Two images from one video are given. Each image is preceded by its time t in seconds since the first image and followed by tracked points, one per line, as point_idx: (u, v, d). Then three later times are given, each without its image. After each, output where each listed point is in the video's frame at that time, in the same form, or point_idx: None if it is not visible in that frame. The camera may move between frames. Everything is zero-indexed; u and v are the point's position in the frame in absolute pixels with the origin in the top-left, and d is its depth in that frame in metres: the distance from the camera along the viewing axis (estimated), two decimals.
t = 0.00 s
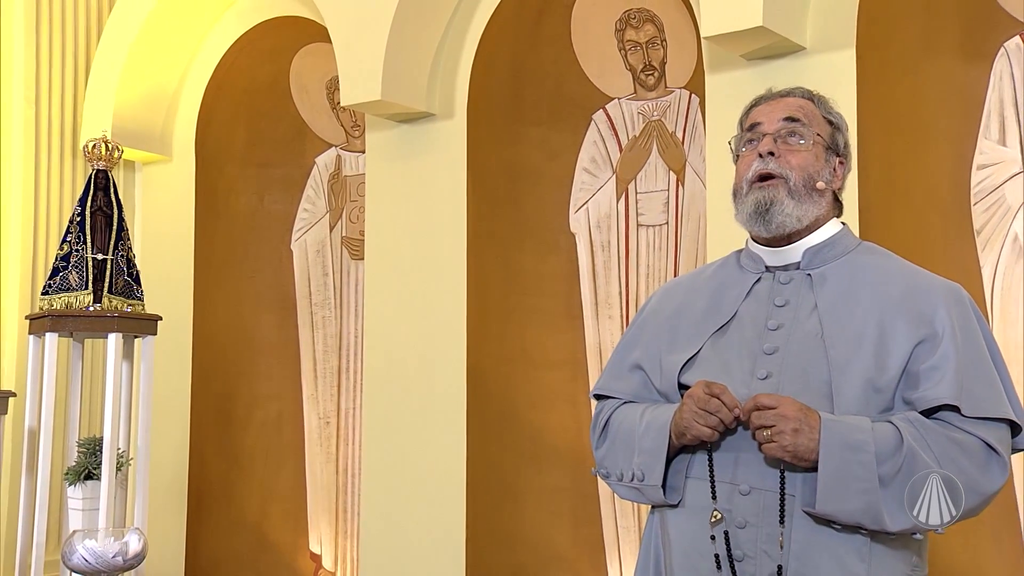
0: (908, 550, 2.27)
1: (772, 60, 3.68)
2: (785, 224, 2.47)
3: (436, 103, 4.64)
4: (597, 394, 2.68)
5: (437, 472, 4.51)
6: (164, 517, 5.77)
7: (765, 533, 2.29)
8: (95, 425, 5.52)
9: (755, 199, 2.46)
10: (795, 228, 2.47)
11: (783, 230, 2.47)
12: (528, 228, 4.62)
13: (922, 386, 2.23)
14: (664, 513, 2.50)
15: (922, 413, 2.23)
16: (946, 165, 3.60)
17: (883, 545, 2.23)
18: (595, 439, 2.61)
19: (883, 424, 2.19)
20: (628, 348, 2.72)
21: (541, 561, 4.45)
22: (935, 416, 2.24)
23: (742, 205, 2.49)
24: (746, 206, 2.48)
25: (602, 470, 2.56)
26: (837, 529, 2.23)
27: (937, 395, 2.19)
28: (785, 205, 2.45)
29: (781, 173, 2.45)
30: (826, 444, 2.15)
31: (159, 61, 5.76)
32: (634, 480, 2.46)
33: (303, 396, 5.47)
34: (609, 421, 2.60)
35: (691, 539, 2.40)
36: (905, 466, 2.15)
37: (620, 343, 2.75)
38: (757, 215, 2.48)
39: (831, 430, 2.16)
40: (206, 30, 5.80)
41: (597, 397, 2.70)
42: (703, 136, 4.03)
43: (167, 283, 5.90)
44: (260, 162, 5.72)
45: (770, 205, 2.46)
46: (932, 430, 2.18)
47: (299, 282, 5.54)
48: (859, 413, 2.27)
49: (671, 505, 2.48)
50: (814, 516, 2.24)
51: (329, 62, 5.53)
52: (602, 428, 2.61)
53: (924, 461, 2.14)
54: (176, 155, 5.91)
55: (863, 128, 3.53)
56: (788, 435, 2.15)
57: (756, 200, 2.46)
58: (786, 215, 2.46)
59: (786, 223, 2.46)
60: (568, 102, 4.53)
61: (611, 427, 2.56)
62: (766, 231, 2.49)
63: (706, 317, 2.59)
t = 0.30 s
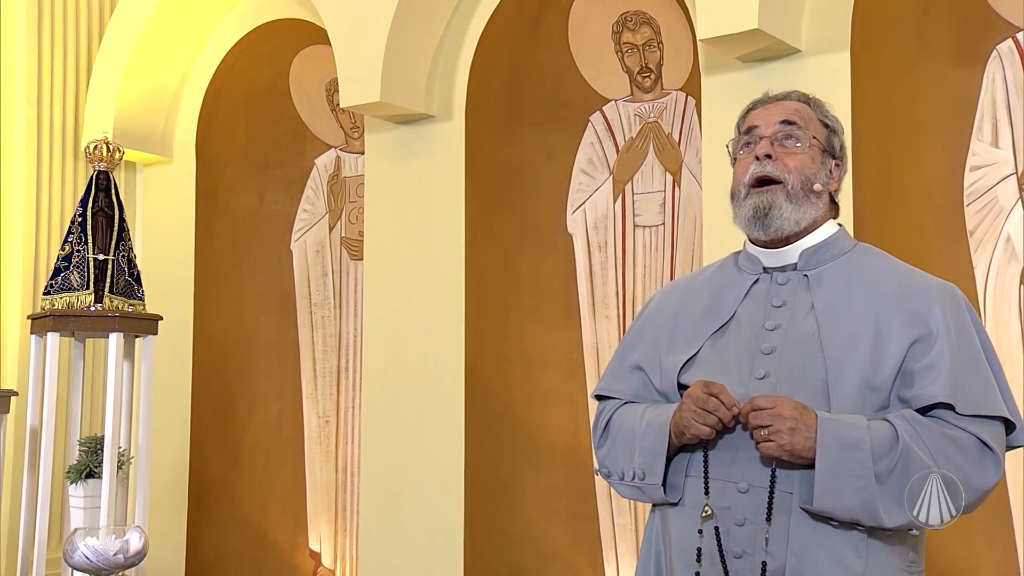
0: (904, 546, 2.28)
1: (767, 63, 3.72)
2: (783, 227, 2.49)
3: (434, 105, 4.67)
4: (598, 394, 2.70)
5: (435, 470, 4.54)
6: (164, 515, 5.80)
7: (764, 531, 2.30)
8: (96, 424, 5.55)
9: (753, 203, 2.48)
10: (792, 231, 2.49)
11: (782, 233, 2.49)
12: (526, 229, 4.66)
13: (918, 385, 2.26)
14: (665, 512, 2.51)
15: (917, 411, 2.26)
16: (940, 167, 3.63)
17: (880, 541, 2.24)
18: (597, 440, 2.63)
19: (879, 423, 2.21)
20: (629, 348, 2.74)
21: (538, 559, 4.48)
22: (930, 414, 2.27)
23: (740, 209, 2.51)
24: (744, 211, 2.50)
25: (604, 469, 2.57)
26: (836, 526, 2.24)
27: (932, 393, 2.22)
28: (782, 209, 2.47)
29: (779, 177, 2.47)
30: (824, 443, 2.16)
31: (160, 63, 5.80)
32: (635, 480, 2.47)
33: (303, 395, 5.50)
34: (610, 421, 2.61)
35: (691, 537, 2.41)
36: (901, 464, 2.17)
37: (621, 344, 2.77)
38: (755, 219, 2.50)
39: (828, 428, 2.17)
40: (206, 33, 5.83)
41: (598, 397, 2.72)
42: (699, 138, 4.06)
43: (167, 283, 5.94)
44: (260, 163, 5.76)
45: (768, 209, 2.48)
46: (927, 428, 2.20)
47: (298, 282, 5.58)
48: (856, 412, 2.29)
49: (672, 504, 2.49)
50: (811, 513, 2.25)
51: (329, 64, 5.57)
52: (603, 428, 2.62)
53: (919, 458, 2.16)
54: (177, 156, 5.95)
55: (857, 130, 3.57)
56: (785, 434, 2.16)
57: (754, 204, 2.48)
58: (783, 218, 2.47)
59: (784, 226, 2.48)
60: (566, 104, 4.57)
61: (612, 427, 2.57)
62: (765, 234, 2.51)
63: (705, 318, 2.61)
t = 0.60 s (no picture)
0: (902, 543, 2.30)
1: (764, 64, 3.75)
2: (778, 227, 2.51)
3: (433, 107, 4.71)
4: (601, 397, 2.73)
5: (435, 469, 4.58)
6: (166, 513, 5.84)
7: (764, 530, 2.33)
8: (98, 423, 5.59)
9: (747, 206, 2.51)
10: (786, 231, 2.51)
11: (776, 233, 2.52)
12: (525, 229, 4.69)
13: (913, 383, 2.28)
14: (667, 512, 2.54)
15: (913, 409, 2.28)
16: (934, 168, 3.67)
17: (878, 538, 2.26)
18: (601, 442, 2.66)
19: (875, 422, 2.23)
20: (630, 350, 2.76)
21: (537, 557, 4.51)
22: (926, 412, 2.29)
23: (735, 212, 2.54)
24: (739, 214, 2.53)
25: (607, 470, 2.60)
26: (835, 524, 2.26)
27: (928, 391, 2.24)
28: (776, 210, 2.49)
29: (772, 180, 2.49)
30: (820, 443, 2.19)
31: (162, 64, 5.83)
32: (638, 481, 2.50)
33: (303, 394, 5.53)
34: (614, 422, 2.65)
35: (693, 536, 2.44)
36: (898, 462, 2.19)
37: (622, 347, 2.80)
38: (750, 221, 2.52)
39: (824, 428, 2.20)
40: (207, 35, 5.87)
41: (602, 399, 2.75)
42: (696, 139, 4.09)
43: (169, 284, 5.98)
44: (260, 164, 5.79)
45: (762, 210, 2.50)
46: (923, 426, 2.22)
47: (299, 282, 5.61)
48: (853, 411, 2.31)
49: (674, 504, 2.52)
50: (809, 511, 2.27)
51: (329, 65, 5.60)
52: (608, 430, 2.66)
53: (915, 456, 2.18)
54: (178, 157, 5.99)
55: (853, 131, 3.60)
56: (783, 434, 2.19)
57: (748, 207, 2.51)
58: (777, 219, 2.49)
59: (779, 227, 2.50)
60: (564, 106, 4.60)
61: (615, 429, 2.60)
62: (760, 235, 2.53)
63: (705, 320, 2.64)
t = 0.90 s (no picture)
0: (898, 539, 2.34)
1: (760, 66, 3.78)
2: (777, 229, 2.54)
3: (432, 108, 4.76)
4: (602, 395, 2.76)
5: (434, 467, 4.61)
6: (168, 511, 5.89)
7: (762, 524, 2.35)
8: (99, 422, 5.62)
9: (746, 207, 2.54)
10: (785, 233, 2.55)
11: (775, 234, 2.55)
12: (523, 229, 4.71)
13: (909, 382, 2.32)
14: (667, 508, 2.57)
15: (909, 408, 2.32)
16: (928, 169, 3.70)
17: (874, 533, 2.30)
18: (602, 439, 2.69)
19: (871, 419, 2.26)
20: (630, 350, 2.79)
21: (534, 555, 4.54)
22: (921, 410, 2.32)
23: (734, 213, 2.57)
24: (738, 215, 2.56)
25: (607, 468, 2.63)
26: (830, 519, 2.29)
27: (924, 390, 2.28)
28: (775, 211, 2.53)
29: (772, 183, 2.52)
30: (818, 440, 2.22)
31: (163, 66, 5.86)
32: (637, 477, 2.53)
33: (303, 392, 5.56)
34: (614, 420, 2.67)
35: (692, 532, 2.46)
36: (893, 459, 2.22)
37: (622, 347, 2.83)
38: (749, 223, 2.55)
39: (822, 425, 2.23)
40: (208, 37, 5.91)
41: (602, 398, 2.78)
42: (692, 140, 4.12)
43: (171, 284, 6.02)
44: (260, 165, 5.82)
45: (761, 211, 2.53)
46: (918, 424, 2.26)
47: (298, 282, 5.64)
48: (850, 409, 2.35)
49: (673, 500, 2.55)
50: (807, 507, 2.30)
51: (329, 67, 5.61)
52: (608, 428, 2.68)
53: (911, 453, 2.22)
54: (179, 158, 6.05)
55: (848, 132, 3.63)
56: (780, 430, 2.21)
57: (748, 208, 2.54)
58: (776, 221, 2.53)
59: (777, 228, 2.54)
60: (561, 107, 4.63)
61: (615, 426, 2.63)
62: (759, 236, 2.56)
63: (704, 319, 2.67)
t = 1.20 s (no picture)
0: (891, 536, 2.37)
1: (756, 68, 3.82)
2: (775, 233, 2.59)
3: (430, 110, 4.78)
4: (599, 392, 2.79)
5: (432, 466, 4.64)
6: (167, 511, 5.91)
7: (757, 519, 2.38)
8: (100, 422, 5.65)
9: (746, 210, 2.58)
10: (784, 237, 2.59)
11: (773, 238, 2.60)
12: (520, 230, 4.76)
13: (904, 381, 2.35)
14: (663, 503, 2.60)
15: (904, 407, 2.35)
16: (922, 170, 3.73)
17: (868, 529, 2.33)
18: (598, 436, 2.72)
19: (867, 417, 2.29)
20: (628, 349, 2.82)
21: (532, 553, 4.58)
22: (917, 410, 2.34)
23: (734, 216, 2.61)
24: (738, 217, 2.59)
25: (605, 463, 2.67)
26: (825, 514, 2.32)
27: (919, 389, 2.31)
28: (774, 216, 2.57)
29: (771, 187, 2.55)
30: (814, 435, 2.25)
31: (164, 67, 5.89)
32: (634, 472, 2.57)
33: (302, 392, 5.59)
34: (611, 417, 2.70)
35: (689, 526, 2.49)
36: (889, 456, 2.25)
37: (620, 345, 2.86)
38: (749, 226, 2.60)
39: (819, 421, 2.26)
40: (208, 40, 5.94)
41: (600, 396, 2.81)
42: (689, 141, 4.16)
43: (171, 284, 6.05)
44: (260, 166, 5.86)
45: (761, 215, 2.57)
46: (913, 422, 2.28)
47: (298, 282, 5.67)
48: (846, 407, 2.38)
49: (669, 495, 2.58)
50: (803, 502, 2.33)
51: (328, 69, 5.64)
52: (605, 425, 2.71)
53: (906, 451, 2.25)
54: (179, 160, 6.07)
55: (842, 134, 3.67)
56: (779, 425, 2.25)
57: (748, 210, 2.58)
58: (775, 225, 2.57)
59: (776, 232, 2.58)
60: (558, 109, 4.67)
61: (613, 423, 2.66)
62: (757, 240, 2.61)
63: (702, 319, 2.70)
